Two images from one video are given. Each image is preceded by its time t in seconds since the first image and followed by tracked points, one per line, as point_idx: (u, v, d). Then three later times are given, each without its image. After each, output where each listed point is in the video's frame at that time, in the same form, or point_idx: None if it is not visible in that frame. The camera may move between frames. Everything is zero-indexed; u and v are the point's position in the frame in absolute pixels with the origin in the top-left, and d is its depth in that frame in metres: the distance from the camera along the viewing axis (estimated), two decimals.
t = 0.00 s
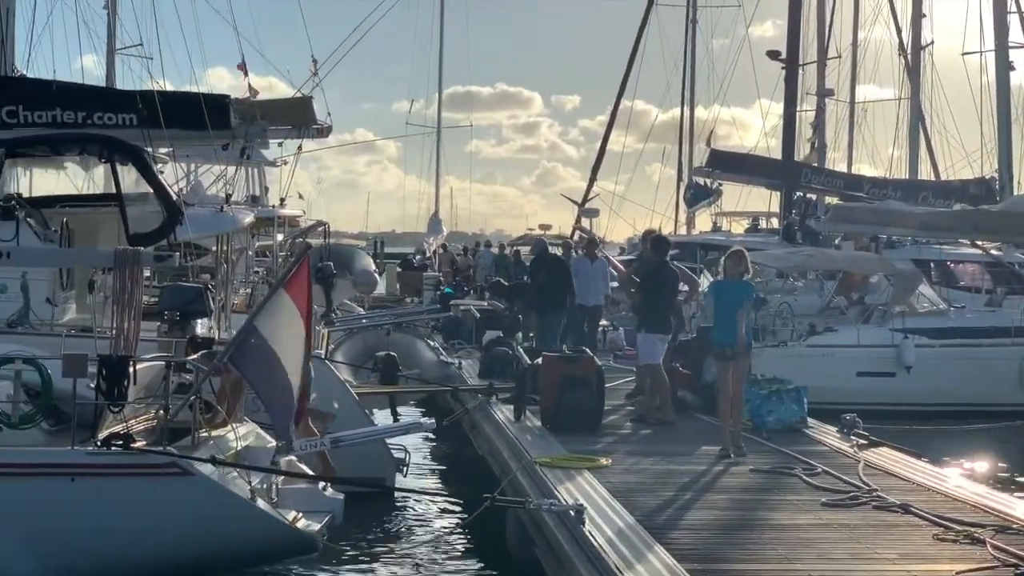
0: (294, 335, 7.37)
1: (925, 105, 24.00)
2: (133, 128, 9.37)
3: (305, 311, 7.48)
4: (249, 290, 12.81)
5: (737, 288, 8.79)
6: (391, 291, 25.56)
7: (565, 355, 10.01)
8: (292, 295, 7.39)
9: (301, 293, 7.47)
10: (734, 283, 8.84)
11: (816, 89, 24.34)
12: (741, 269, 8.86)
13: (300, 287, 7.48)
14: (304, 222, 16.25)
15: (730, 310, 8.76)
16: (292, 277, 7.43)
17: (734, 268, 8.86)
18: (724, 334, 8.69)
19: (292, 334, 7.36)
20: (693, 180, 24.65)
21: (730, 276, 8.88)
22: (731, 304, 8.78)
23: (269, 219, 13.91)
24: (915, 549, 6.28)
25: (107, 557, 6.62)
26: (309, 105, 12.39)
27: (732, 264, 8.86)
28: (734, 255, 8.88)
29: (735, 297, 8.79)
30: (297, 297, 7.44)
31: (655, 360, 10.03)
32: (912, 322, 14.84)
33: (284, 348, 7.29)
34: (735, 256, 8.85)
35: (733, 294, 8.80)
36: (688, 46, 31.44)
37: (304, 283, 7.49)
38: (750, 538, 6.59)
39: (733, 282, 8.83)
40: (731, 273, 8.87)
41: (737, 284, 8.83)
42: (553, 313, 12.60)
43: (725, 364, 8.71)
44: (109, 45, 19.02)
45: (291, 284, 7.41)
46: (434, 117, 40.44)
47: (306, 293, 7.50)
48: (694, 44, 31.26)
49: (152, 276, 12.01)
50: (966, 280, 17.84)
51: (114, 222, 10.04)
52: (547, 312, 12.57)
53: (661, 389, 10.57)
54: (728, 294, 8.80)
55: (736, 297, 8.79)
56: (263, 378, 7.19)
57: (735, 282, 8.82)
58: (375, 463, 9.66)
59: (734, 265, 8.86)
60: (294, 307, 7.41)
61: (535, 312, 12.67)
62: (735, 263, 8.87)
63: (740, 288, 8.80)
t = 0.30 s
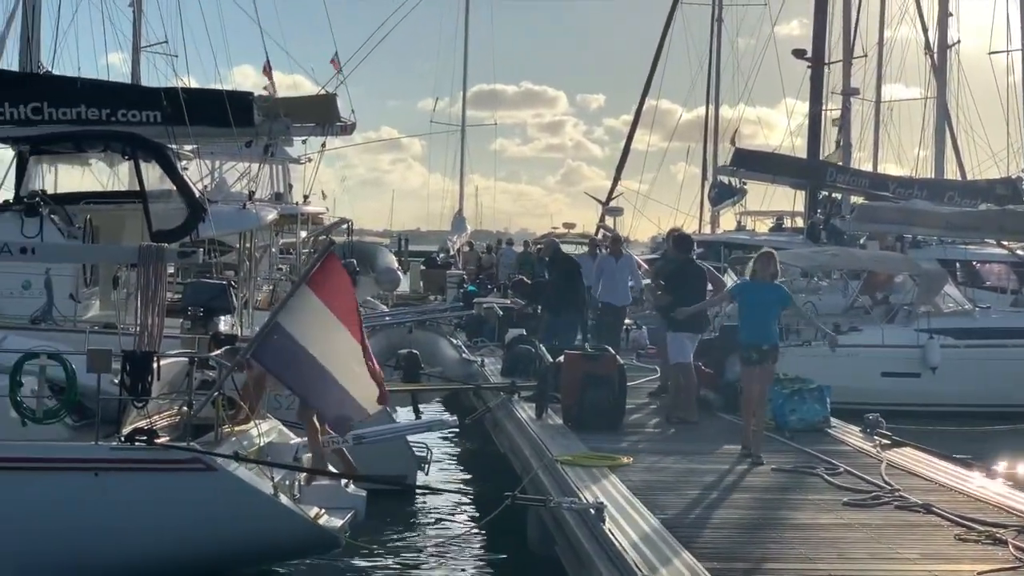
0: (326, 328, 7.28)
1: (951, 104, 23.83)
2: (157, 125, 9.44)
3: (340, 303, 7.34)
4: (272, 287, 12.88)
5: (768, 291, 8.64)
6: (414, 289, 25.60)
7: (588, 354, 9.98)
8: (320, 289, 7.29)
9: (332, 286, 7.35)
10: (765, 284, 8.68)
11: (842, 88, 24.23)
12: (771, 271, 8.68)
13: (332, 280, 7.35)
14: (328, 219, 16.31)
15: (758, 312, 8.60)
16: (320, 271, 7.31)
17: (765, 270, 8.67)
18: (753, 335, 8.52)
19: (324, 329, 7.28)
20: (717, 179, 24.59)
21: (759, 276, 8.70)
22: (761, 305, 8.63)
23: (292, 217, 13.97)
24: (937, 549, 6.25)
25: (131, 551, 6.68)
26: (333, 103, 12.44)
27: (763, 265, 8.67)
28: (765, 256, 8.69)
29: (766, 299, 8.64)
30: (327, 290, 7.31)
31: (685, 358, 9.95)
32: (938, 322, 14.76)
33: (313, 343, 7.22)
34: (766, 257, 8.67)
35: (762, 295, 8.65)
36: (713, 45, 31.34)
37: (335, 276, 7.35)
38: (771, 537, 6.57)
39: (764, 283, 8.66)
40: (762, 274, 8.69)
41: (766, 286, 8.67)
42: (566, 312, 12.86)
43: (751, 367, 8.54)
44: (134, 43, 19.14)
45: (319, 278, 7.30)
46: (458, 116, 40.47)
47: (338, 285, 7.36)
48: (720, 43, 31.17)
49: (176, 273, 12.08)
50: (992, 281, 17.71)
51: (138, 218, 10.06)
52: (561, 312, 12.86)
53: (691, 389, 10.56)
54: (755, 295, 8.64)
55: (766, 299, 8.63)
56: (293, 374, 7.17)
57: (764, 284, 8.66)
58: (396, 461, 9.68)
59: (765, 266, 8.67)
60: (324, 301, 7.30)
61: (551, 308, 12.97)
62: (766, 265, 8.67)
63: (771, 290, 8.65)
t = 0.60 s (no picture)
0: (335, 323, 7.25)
1: (969, 103, 23.73)
2: (172, 120, 9.47)
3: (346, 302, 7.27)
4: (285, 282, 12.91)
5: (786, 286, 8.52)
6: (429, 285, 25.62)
7: (599, 350, 10.00)
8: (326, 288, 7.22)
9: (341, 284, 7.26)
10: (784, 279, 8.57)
11: (859, 87, 24.14)
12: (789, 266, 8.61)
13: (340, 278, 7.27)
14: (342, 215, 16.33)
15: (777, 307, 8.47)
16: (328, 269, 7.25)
17: (784, 265, 8.62)
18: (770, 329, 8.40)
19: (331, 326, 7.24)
20: (733, 178, 24.52)
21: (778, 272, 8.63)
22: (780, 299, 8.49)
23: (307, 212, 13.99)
24: (947, 550, 6.23)
25: (143, 543, 6.71)
26: (348, 99, 12.47)
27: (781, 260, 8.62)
28: (783, 251, 8.66)
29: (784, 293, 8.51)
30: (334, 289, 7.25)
31: (702, 356, 9.95)
32: (953, 322, 14.69)
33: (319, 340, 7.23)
34: (785, 252, 8.63)
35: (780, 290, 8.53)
36: (731, 43, 31.26)
37: (344, 274, 7.27)
38: (781, 536, 6.55)
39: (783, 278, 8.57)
40: (781, 270, 8.62)
41: (786, 281, 8.56)
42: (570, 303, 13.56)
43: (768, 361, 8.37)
44: (151, 38, 19.20)
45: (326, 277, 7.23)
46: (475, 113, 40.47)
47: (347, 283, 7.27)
48: (737, 41, 31.09)
49: (190, 267, 12.11)
50: (1009, 280, 17.63)
51: (152, 213, 10.13)
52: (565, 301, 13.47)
53: (708, 388, 10.54)
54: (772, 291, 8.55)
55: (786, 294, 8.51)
56: (301, 371, 7.23)
57: (783, 278, 8.57)
58: (408, 457, 9.68)
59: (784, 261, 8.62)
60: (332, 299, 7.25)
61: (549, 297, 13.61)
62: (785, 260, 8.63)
63: (789, 285, 8.53)
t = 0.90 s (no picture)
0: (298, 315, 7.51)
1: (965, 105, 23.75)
2: (165, 113, 9.44)
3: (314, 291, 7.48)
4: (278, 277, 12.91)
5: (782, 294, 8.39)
6: (424, 281, 25.62)
7: (590, 347, 10.00)
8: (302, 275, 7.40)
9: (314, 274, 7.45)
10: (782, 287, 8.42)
11: (855, 87, 24.15)
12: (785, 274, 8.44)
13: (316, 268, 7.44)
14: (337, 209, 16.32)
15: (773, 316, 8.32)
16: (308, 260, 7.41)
17: (784, 274, 8.43)
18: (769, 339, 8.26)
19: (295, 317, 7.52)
20: (728, 177, 24.53)
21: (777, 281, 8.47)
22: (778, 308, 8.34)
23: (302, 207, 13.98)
24: (934, 549, 6.24)
25: (133, 534, 6.71)
26: (343, 94, 12.47)
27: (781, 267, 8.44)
28: (783, 259, 8.45)
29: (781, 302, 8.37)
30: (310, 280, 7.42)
31: (697, 354, 10.00)
32: (946, 323, 14.71)
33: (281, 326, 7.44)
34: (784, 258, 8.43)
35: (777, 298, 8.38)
36: (728, 42, 31.27)
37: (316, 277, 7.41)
38: (768, 534, 6.56)
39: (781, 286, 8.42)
40: (778, 278, 8.45)
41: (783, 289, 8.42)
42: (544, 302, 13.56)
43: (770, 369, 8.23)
44: (147, 32, 19.16)
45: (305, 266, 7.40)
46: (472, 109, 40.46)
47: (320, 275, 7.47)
48: (734, 40, 31.09)
49: (184, 261, 12.05)
50: (1002, 282, 17.64)
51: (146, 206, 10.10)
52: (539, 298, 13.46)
53: (699, 385, 10.55)
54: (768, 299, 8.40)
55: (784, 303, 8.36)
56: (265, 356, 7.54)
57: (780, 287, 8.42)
58: (399, 452, 9.68)
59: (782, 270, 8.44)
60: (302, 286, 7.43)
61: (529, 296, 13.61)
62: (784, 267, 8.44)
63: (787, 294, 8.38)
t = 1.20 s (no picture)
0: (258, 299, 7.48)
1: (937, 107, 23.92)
2: (138, 110, 9.37)
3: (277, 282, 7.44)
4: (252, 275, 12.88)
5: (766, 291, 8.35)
6: (399, 280, 25.60)
7: (562, 346, 10.03)
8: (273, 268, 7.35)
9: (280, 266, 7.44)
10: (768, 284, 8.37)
11: (829, 88, 24.29)
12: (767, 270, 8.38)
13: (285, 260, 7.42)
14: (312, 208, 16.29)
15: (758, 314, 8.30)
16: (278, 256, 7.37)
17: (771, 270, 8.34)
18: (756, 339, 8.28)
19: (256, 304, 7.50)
20: (702, 177, 24.63)
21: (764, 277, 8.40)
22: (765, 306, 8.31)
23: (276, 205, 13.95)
24: (903, 548, 6.29)
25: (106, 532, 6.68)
26: (320, 94, 12.42)
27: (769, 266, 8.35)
28: (769, 255, 8.33)
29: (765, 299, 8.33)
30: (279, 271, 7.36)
31: (673, 354, 10.02)
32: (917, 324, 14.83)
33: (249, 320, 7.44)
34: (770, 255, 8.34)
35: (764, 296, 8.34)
36: (703, 43, 31.39)
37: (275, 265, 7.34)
38: (739, 533, 6.59)
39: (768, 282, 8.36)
40: (765, 273, 8.38)
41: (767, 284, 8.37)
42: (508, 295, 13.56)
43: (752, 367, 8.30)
44: (122, 29, 19.05)
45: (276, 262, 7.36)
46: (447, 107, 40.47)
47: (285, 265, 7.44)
48: (709, 41, 31.22)
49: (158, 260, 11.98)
50: (973, 284, 17.78)
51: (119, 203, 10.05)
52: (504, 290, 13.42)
53: (674, 385, 10.57)
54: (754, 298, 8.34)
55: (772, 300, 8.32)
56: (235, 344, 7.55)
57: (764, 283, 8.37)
58: (371, 451, 9.67)
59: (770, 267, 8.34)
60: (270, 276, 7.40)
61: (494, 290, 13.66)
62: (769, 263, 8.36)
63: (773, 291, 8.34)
